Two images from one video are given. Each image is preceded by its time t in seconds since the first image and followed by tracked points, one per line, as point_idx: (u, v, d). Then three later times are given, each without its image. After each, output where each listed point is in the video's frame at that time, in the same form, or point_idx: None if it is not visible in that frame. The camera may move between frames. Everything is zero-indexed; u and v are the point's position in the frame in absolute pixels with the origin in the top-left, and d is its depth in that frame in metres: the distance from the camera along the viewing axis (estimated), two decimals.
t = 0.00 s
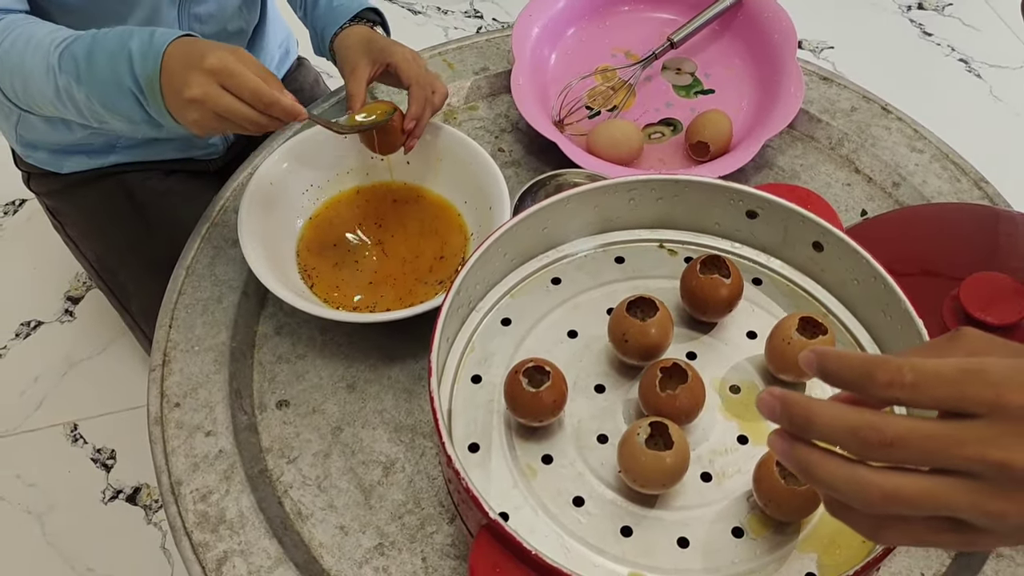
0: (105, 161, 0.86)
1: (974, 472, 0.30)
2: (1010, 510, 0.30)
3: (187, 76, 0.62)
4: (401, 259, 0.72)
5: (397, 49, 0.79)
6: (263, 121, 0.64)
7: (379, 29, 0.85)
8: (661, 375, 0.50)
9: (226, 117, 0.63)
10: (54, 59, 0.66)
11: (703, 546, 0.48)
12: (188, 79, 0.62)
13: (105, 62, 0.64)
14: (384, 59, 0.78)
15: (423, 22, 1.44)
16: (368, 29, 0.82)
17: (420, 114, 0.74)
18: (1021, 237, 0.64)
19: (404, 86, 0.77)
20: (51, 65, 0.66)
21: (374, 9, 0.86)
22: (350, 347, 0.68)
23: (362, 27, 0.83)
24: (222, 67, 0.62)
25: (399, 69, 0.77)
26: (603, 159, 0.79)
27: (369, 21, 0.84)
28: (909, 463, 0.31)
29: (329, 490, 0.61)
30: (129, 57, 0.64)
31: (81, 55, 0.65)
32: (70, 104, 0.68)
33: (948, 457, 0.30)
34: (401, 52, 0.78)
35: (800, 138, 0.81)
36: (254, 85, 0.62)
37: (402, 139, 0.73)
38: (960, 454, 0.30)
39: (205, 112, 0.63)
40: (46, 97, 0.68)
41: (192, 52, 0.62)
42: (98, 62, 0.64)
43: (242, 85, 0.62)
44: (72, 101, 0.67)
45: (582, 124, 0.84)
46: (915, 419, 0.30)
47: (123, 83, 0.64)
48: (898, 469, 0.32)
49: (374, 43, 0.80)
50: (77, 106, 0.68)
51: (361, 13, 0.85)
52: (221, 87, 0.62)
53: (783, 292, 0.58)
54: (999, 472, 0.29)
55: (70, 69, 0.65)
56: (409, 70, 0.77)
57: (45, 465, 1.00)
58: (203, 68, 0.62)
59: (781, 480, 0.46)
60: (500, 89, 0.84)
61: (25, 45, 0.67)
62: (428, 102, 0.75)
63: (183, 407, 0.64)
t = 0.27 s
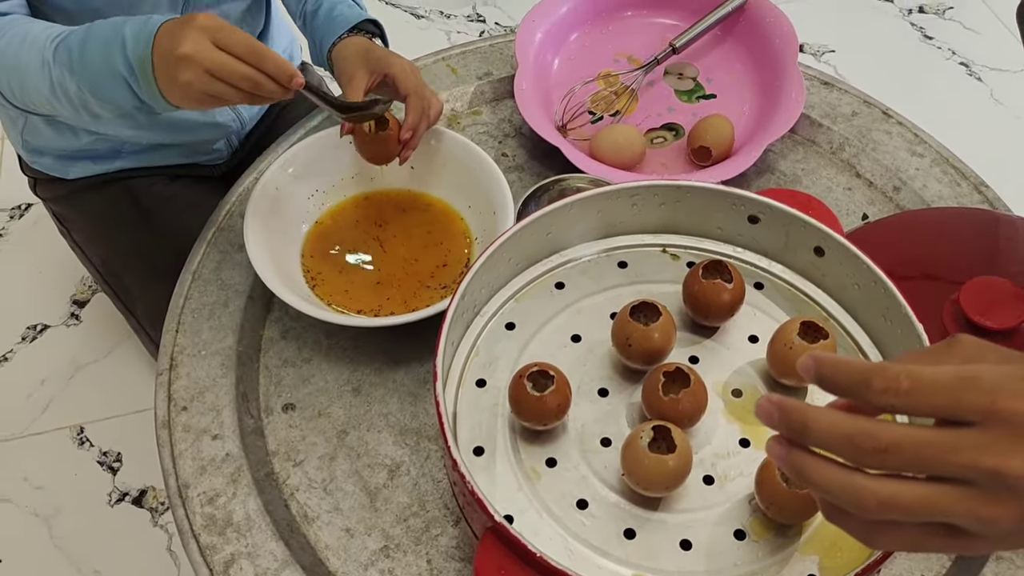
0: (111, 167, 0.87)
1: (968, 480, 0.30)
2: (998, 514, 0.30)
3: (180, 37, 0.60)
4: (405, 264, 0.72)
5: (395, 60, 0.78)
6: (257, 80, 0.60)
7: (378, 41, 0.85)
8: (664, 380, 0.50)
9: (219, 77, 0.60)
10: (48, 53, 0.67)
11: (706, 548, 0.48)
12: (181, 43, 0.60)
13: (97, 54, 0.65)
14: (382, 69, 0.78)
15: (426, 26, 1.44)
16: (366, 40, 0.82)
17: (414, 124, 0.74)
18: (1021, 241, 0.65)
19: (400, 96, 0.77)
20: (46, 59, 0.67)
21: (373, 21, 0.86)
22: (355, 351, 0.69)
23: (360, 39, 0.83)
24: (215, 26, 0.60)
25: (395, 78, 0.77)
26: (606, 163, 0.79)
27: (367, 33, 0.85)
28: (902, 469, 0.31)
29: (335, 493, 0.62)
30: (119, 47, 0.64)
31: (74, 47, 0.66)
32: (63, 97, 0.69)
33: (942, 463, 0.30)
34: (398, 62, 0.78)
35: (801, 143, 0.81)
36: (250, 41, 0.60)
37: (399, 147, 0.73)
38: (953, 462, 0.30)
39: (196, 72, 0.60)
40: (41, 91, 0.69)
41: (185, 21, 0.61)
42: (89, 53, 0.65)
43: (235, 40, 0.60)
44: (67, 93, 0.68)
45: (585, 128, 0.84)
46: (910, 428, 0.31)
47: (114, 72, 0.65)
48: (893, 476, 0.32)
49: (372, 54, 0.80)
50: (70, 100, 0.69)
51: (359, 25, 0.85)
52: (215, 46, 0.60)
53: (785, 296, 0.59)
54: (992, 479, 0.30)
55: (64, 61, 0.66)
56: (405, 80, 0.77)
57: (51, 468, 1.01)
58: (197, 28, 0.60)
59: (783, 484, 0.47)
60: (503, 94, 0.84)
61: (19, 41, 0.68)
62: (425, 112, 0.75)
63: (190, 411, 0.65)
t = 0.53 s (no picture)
0: (116, 177, 0.88)
1: (943, 482, 0.32)
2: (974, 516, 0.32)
3: (153, 38, 0.61)
4: (406, 271, 0.74)
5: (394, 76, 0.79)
6: (228, 70, 0.61)
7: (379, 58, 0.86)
8: (655, 387, 0.51)
9: (192, 74, 0.61)
10: (43, 60, 0.68)
11: (696, 553, 0.49)
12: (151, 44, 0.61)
13: (86, 60, 0.66)
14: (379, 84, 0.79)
15: (430, 38, 1.46)
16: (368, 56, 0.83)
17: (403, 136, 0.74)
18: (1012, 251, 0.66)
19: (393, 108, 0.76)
20: (40, 66, 0.68)
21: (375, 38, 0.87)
22: (356, 358, 0.70)
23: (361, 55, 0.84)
24: (187, 26, 0.61)
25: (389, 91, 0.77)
26: (604, 173, 0.80)
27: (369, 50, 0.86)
28: (879, 471, 0.33)
29: (334, 497, 0.63)
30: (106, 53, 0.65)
31: (66, 55, 0.67)
32: (54, 105, 0.69)
33: (920, 466, 0.32)
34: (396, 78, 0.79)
35: (798, 154, 0.82)
36: (219, 37, 0.60)
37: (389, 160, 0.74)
38: (929, 465, 0.31)
39: (171, 72, 0.60)
40: (32, 98, 0.70)
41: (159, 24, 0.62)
42: (80, 58, 0.66)
43: (206, 38, 0.61)
44: (55, 99, 0.69)
45: (584, 139, 0.85)
46: (892, 432, 0.32)
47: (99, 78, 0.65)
48: (870, 476, 0.33)
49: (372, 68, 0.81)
50: (61, 108, 0.69)
51: (362, 41, 0.86)
52: (184, 43, 0.61)
53: (777, 306, 0.59)
54: (966, 481, 0.31)
55: (56, 67, 0.67)
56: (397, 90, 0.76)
57: (57, 472, 1.02)
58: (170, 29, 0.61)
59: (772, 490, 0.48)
60: (503, 106, 0.86)
61: (18, 48, 0.69)
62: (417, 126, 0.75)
63: (192, 416, 0.66)
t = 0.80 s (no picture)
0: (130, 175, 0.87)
1: (909, 460, 0.33)
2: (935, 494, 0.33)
3: (169, 144, 0.64)
4: (409, 274, 0.74)
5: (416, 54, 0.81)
6: (238, 192, 0.64)
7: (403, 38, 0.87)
8: (647, 393, 0.51)
9: (203, 188, 0.65)
10: (67, 97, 0.68)
11: (683, 559, 0.49)
12: (168, 150, 0.65)
13: (112, 113, 0.67)
14: (401, 60, 0.81)
15: (443, 46, 1.47)
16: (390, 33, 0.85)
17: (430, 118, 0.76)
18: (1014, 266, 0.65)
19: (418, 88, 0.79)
20: (60, 110, 0.68)
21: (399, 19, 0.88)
22: (356, 359, 0.71)
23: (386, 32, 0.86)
24: (200, 137, 0.64)
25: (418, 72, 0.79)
26: (608, 182, 0.81)
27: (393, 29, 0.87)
28: (845, 445, 0.34)
29: (330, 496, 0.63)
30: (135, 116, 0.66)
31: (87, 106, 0.67)
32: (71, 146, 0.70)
33: (884, 443, 0.33)
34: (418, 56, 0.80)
35: (803, 166, 0.82)
36: (229, 153, 0.63)
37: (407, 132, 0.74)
38: (895, 441, 0.33)
39: (184, 179, 0.65)
40: (50, 131, 0.70)
41: (178, 122, 0.65)
42: (106, 109, 0.67)
43: (217, 153, 0.64)
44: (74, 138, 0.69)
45: (589, 148, 0.86)
46: (861, 409, 0.34)
47: (123, 133, 0.66)
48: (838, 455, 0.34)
49: (394, 44, 0.82)
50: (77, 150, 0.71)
51: (386, 21, 0.87)
52: (199, 156, 0.64)
53: (774, 315, 0.60)
54: (930, 460, 0.32)
55: (76, 117, 0.68)
56: (427, 74, 0.79)
57: (63, 467, 1.03)
58: (187, 136, 0.64)
59: (760, 497, 0.48)
60: (510, 113, 0.86)
61: (41, 80, 0.69)
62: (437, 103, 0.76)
63: (192, 413, 0.67)
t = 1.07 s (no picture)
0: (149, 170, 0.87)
1: (888, 437, 0.34)
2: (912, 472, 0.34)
3: (211, 195, 0.66)
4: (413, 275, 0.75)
5: (460, 27, 0.81)
6: (275, 238, 0.67)
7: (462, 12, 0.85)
8: (640, 402, 0.51)
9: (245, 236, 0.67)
10: (100, 125, 0.70)
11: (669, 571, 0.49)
12: (210, 200, 0.67)
13: (147, 149, 0.69)
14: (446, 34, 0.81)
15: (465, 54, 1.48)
16: None
17: (475, 99, 0.77)
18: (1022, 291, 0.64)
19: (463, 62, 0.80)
20: (94, 139, 0.70)
21: None
22: (356, 358, 0.71)
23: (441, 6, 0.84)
24: (240, 189, 0.66)
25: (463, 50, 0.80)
26: (617, 193, 0.81)
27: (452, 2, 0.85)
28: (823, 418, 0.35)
29: (323, 494, 0.63)
30: (170, 159, 0.68)
31: (122, 138, 0.69)
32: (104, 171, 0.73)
33: (858, 418, 0.34)
34: (462, 29, 0.80)
35: (814, 184, 0.82)
36: (268, 206, 0.65)
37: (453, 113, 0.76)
38: (871, 417, 0.34)
39: (227, 229, 0.67)
40: (81, 152, 0.72)
41: (216, 173, 0.67)
42: (142, 145, 0.69)
43: (256, 205, 0.65)
44: (106, 164, 0.71)
45: (600, 158, 0.86)
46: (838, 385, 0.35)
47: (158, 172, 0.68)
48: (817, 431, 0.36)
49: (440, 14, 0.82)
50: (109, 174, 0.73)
51: None
52: (239, 208, 0.66)
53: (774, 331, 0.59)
54: (905, 437, 0.33)
55: (110, 148, 0.70)
56: (472, 52, 0.79)
57: (68, 455, 1.04)
58: (226, 188, 0.66)
59: (748, 510, 0.47)
60: (523, 121, 0.87)
61: (77, 107, 0.70)
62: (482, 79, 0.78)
63: (192, 405, 0.67)
